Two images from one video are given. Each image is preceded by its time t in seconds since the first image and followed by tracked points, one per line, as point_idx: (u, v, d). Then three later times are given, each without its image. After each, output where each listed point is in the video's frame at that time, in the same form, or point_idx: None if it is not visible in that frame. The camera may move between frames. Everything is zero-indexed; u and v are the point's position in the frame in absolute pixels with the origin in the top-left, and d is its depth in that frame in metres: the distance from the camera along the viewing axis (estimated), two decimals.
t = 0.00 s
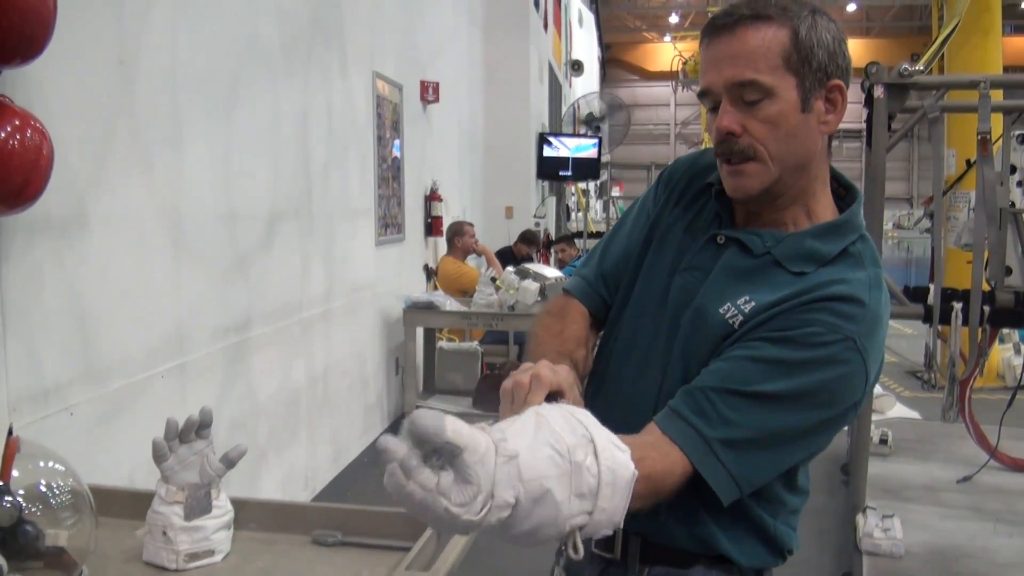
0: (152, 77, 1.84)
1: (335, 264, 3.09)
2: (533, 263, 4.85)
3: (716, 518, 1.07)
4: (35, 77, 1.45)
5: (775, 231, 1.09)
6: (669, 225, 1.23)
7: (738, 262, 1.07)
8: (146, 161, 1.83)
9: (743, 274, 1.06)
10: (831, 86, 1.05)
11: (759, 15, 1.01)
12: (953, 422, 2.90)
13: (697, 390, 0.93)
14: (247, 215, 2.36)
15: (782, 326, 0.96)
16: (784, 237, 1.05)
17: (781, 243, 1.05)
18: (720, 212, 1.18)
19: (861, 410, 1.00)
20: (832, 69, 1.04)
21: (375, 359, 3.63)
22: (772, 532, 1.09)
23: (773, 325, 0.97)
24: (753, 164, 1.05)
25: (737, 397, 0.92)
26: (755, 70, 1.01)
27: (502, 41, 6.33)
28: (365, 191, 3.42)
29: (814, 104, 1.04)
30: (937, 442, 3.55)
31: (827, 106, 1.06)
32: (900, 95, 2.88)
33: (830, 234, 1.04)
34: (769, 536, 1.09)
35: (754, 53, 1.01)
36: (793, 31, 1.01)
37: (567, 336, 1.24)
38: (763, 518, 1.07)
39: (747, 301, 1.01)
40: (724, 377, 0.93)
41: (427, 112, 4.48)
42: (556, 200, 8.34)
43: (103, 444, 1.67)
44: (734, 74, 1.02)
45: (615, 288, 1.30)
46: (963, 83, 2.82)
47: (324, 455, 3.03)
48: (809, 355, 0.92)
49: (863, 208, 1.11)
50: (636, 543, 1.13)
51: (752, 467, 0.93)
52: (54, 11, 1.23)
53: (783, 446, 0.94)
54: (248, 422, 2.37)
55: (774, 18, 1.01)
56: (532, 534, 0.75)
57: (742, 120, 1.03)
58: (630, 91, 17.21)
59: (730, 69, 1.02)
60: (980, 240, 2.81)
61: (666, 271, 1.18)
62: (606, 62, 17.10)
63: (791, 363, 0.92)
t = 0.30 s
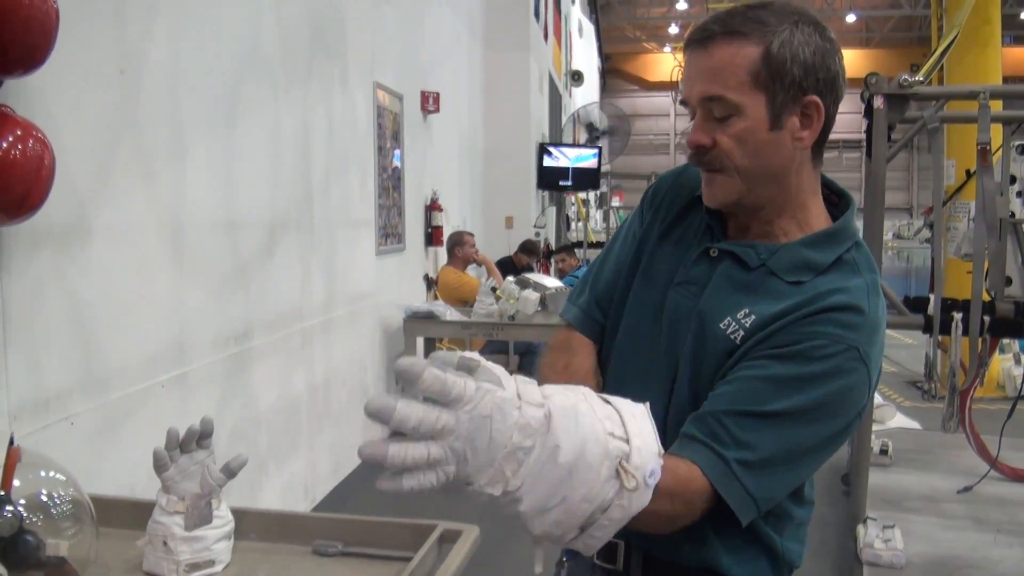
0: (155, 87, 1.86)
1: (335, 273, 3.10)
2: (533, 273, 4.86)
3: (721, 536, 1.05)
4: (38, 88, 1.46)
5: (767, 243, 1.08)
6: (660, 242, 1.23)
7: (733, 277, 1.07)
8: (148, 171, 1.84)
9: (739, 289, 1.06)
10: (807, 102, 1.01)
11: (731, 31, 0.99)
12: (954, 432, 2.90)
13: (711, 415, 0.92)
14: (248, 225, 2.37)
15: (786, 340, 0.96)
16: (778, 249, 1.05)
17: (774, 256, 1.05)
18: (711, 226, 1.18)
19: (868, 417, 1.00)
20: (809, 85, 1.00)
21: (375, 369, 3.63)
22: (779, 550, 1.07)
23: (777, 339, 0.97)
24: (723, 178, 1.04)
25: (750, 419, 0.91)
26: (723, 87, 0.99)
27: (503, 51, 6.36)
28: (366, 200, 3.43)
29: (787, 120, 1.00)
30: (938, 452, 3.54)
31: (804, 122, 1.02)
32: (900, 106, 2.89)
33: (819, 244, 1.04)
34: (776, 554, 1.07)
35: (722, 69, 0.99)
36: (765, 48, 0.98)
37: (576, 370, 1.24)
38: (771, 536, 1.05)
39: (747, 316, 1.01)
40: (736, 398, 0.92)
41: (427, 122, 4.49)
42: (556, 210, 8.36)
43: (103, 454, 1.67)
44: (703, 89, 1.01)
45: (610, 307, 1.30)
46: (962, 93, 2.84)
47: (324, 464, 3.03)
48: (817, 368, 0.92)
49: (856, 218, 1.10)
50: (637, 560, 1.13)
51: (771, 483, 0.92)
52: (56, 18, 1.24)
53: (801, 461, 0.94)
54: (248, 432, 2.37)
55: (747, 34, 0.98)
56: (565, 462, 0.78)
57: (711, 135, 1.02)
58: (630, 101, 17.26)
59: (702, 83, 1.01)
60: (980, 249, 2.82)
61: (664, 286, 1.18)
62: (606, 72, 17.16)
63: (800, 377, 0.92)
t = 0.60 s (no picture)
0: (157, 97, 1.87)
1: (336, 282, 3.10)
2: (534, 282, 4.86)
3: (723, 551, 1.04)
4: (41, 99, 1.47)
5: (747, 258, 1.06)
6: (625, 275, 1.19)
7: (724, 305, 1.04)
8: (150, 182, 1.85)
9: (730, 317, 1.02)
10: (769, 111, 0.98)
11: (688, 41, 0.97)
12: (954, 442, 2.89)
13: (769, 455, 0.90)
14: (250, 235, 2.37)
15: (808, 356, 0.94)
16: (761, 260, 1.03)
17: (758, 269, 1.02)
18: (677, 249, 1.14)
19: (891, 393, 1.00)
20: (771, 93, 0.97)
21: (376, 378, 3.63)
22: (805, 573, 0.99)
23: (798, 356, 0.95)
24: (689, 190, 1.02)
25: (804, 444, 0.89)
26: (682, 100, 0.97)
27: (504, 61, 6.40)
28: (367, 209, 3.44)
29: (749, 130, 0.98)
30: (940, 462, 3.54)
31: (767, 130, 0.99)
32: (900, 116, 2.91)
33: (796, 243, 1.03)
34: None
35: (680, 79, 0.97)
36: (724, 57, 0.95)
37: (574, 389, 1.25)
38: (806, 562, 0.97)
39: (756, 340, 0.99)
40: (785, 425, 0.90)
41: (428, 132, 4.51)
42: (556, 219, 8.39)
43: (104, 464, 1.67)
44: (662, 102, 0.98)
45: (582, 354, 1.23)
46: (962, 103, 2.85)
47: (324, 474, 3.03)
48: (847, 371, 0.91)
49: (825, 215, 1.09)
50: None
51: (846, 488, 0.90)
52: (60, 28, 1.25)
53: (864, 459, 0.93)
54: (249, 442, 2.37)
55: (704, 44, 0.96)
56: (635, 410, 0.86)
57: (675, 148, 0.99)
58: (630, 110, 17.32)
59: (660, 96, 0.98)
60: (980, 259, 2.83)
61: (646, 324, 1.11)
62: (606, 82, 17.24)
63: (840, 386, 0.91)
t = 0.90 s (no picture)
0: (160, 104, 1.88)
1: (338, 289, 3.11)
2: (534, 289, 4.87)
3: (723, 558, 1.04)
4: (44, 105, 1.48)
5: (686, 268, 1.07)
6: (573, 326, 1.16)
7: (697, 316, 1.05)
8: (153, 188, 1.86)
9: (706, 324, 1.04)
10: (672, 121, 1.00)
11: (588, 57, 0.99)
12: (956, 448, 2.89)
13: (849, 435, 0.96)
14: (251, 242, 2.38)
15: (818, 332, 0.99)
16: (707, 261, 1.05)
17: (710, 268, 1.04)
18: (619, 291, 1.12)
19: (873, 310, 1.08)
20: (673, 103, 0.99)
21: (377, 385, 3.63)
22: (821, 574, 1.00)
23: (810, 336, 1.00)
24: (597, 203, 1.05)
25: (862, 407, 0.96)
26: (585, 116, 0.99)
27: (505, 68, 6.41)
28: (368, 216, 3.45)
29: (653, 140, 1.00)
30: (942, 469, 3.53)
31: (672, 140, 1.01)
32: (900, 123, 2.91)
33: (724, 229, 1.06)
34: None
35: (580, 98, 0.99)
36: (622, 71, 0.97)
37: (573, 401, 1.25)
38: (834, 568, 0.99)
39: (751, 339, 1.02)
40: (848, 397, 0.97)
41: (430, 139, 4.52)
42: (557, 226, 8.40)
43: (106, 469, 1.67)
44: (567, 118, 1.01)
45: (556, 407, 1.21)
46: (962, 111, 2.86)
47: (325, 481, 3.02)
48: (857, 329, 0.97)
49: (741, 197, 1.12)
50: None
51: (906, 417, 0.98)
52: (63, 35, 1.26)
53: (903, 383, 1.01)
54: (250, 448, 2.37)
55: (603, 59, 0.98)
56: (732, 448, 0.91)
57: (580, 163, 1.02)
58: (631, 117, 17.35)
59: (565, 113, 1.01)
60: (981, 266, 2.83)
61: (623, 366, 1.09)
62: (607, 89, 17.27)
63: (862, 347, 0.97)
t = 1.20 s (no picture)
0: (162, 112, 1.89)
1: (339, 295, 3.11)
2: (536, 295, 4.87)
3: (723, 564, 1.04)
4: (45, 114, 1.49)
5: (658, 273, 1.07)
6: (551, 339, 1.15)
7: (674, 319, 1.05)
8: (154, 196, 1.86)
9: (683, 327, 1.04)
10: (634, 125, 1.00)
11: (545, 64, 0.99)
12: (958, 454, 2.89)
13: (848, 430, 0.97)
14: (252, 249, 2.38)
15: (803, 329, 0.99)
16: (679, 264, 1.04)
17: (682, 270, 1.04)
18: (595, 300, 1.12)
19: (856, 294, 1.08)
20: (633, 107, 1.00)
21: (379, 391, 3.63)
22: None
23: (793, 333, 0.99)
24: (562, 210, 1.06)
25: (856, 399, 0.96)
26: (545, 124, 1.00)
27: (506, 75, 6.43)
28: (369, 222, 3.45)
29: (615, 145, 1.01)
30: (944, 475, 3.53)
31: (635, 144, 1.01)
32: (901, 128, 2.92)
33: (694, 228, 1.06)
34: None
35: (537, 106, 1.00)
36: (579, 77, 0.98)
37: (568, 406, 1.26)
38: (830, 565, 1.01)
39: (731, 340, 1.02)
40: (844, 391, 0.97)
41: (430, 146, 4.53)
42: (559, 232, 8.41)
43: (108, 476, 1.68)
44: (528, 127, 1.01)
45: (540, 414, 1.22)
46: (963, 117, 2.86)
47: (327, 487, 3.03)
48: (841, 323, 0.97)
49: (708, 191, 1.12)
50: None
51: (900, 402, 0.99)
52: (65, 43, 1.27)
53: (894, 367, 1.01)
54: (252, 455, 2.38)
55: (560, 66, 0.98)
56: (742, 462, 0.91)
57: (542, 170, 1.04)
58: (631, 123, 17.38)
59: (526, 122, 1.01)
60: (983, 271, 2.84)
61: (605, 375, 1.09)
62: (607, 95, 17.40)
63: (848, 340, 0.97)
